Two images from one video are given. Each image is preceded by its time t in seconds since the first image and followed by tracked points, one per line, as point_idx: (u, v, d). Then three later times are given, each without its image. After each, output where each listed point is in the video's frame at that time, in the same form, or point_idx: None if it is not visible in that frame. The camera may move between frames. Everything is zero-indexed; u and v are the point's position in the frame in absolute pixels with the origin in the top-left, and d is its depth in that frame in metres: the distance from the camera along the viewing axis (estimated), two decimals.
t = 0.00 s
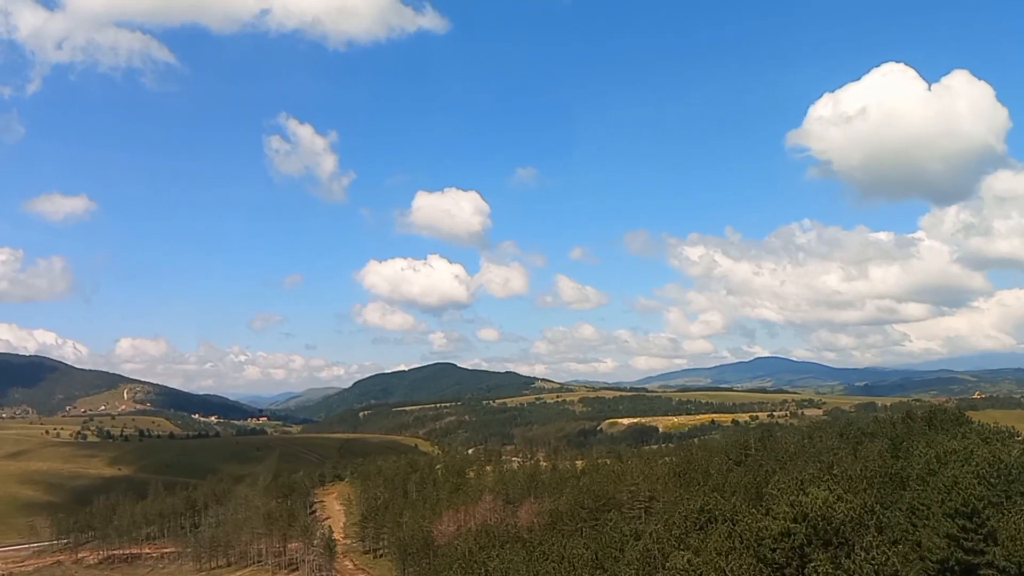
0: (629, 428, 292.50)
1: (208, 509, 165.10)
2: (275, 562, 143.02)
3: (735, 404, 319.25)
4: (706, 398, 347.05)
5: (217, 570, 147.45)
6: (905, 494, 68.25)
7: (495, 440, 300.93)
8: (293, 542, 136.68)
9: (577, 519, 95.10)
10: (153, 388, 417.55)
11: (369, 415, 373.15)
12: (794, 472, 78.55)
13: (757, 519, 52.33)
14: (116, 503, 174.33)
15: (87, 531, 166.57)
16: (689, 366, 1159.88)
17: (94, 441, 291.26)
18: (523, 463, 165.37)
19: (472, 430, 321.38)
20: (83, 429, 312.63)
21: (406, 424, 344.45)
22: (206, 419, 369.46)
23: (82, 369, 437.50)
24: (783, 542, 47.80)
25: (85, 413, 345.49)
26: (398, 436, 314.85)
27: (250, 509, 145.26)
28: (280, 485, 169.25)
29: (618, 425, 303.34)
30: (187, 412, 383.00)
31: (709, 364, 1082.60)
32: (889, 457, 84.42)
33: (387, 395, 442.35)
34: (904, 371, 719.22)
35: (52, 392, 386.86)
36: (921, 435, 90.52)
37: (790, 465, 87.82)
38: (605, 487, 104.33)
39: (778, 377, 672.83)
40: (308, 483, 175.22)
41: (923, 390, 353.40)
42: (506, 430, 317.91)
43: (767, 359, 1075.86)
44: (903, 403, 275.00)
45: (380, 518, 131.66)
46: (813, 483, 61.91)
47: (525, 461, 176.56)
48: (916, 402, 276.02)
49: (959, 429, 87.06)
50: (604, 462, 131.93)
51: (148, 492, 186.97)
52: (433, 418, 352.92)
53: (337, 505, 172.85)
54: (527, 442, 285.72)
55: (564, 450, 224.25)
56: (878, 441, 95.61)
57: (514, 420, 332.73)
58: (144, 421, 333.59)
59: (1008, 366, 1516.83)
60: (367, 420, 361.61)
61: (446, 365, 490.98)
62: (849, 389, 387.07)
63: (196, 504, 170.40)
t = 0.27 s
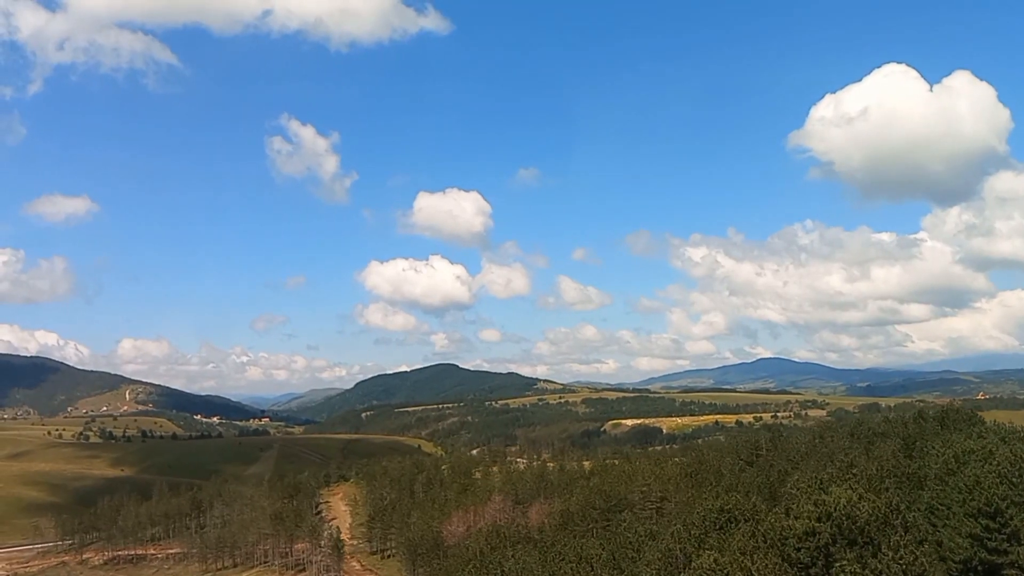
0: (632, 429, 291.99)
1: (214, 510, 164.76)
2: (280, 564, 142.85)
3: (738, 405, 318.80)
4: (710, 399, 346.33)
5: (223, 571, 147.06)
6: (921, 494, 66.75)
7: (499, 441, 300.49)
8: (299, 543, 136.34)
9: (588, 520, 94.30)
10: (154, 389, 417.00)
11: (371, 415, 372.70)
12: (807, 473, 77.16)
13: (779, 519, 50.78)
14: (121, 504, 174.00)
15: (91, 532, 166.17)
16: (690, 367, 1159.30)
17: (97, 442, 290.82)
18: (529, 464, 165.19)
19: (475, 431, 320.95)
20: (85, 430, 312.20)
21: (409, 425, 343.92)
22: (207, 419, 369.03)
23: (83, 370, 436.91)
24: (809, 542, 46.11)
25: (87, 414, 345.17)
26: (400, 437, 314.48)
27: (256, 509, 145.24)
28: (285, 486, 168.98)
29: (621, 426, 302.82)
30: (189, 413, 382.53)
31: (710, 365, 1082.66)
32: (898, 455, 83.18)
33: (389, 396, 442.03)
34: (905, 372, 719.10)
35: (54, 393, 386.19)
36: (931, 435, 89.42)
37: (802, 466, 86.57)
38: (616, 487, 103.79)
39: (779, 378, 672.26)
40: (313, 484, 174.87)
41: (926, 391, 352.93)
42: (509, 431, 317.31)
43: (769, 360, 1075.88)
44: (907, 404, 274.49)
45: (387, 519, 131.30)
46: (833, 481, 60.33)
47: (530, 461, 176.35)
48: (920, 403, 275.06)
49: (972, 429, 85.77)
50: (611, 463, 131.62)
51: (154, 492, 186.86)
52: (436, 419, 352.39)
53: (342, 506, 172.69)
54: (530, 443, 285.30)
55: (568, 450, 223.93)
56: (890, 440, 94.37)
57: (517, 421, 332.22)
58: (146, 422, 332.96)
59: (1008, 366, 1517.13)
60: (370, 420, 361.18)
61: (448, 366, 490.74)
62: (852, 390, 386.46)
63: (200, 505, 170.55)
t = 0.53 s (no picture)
0: (635, 430, 291.74)
1: (218, 510, 164.39)
2: (286, 565, 142.54)
3: (740, 406, 318.73)
4: (712, 400, 346.20)
5: (228, 572, 146.70)
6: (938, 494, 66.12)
7: (500, 442, 300.31)
8: (305, 544, 136.06)
9: (598, 520, 93.81)
10: (155, 390, 416.37)
11: (373, 416, 372.38)
12: (820, 473, 76.62)
13: (801, 519, 50.05)
14: (124, 505, 173.69)
15: (95, 532, 165.67)
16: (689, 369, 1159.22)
17: (98, 443, 290.27)
18: (534, 465, 165.08)
19: (477, 432, 320.77)
20: (86, 430, 311.75)
21: (411, 426, 343.59)
22: (208, 420, 368.61)
23: (84, 371, 436.31)
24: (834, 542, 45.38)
25: (88, 415, 344.65)
26: (402, 438, 314.28)
27: (261, 510, 144.94)
28: (290, 486, 168.74)
29: (623, 427, 302.62)
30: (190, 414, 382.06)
31: (710, 367, 1083.16)
32: (910, 454, 82.74)
33: (390, 397, 441.91)
34: (905, 374, 719.66)
35: (54, 393, 385.59)
36: (942, 435, 88.98)
37: (814, 466, 86.03)
38: (626, 488, 103.43)
39: (780, 380, 672.71)
40: (318, 485, 174.64)
41: (927, 392, 353.09)
42: (511, 432, 317.05)
43: (768, 362, 1075.94)
44: (910, 405, 274.47)
45: (394, 519, 131.02)
46: (851, 480, 59.66)
47: (535, 462, 176.26)
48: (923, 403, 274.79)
49: (984, 429, 85.36)
50: (619, 464, 131.46)
51: (157, 493, 186.57)
52: (437, 420, 352.17)
53: (347, 507, 172.43)
54: (532, 444, 285.21)
55: (571, 451, 223.98)
56: (901, 439, 93.99)
57: (519, 422, 332.15)
58: (147, 423, 332.41)
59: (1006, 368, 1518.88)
60: (371, 421, 360.90)
61: (449, 367, 490.61)
62: (853, 391, 386.64)
63: (204, 505, 170.19)
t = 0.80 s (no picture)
0: (635, 431, 291.93)
1: (220, 511, 164.01)
2: (290, 566, 142.18)
3: (741, 407, 319.10)
4: (712, 401, 346.54)
5: (232, 573, 146.35)
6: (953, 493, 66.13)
7: (501, 443, 300.24)
8: (309, 544, 135.82)
9: (608, 520, 93.78)
10: (154, 391, 415.40)
11: (373, 417, 372.14)
12: (832, 473, 76.64)
13: (822, 518, 49.97)
14: (126, 505, 173.30)
15: (97, 533, 165.15)
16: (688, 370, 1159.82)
17: (97, 443, 289.52)
18: (538, 465, 165.14)
19: (477, 433, 320.74)
20: (85, 431, 310.99)
21: (411, 427, 343.37)
22: (208, 421, 367.94)
23: (83, 372, 435.29)
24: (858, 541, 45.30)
25: (87, 416, 343.79)
26: (403, 439, 314.12)
27: (265, 511, 144.67)
28: (293, 486, 168.51)
29: (624, 428, 302.78)
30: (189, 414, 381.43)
31: (708, 368, 1084.47)
32: (922, 453, 82.84)
33: (390, 397, 441.94)
34: (903, 375, 720.95)
35: (53, 394, 384.57)
36: (953, 435, 89.07)
37: (824, 466, 86.14)
38: (634, 487, 103.46)
39: (779, 381, 673.73)
40: (321, 485, 174.42)
41: (927, 393, 353.86)
42: (512, 433, 317.04)
43: (766, 363, 1077.63)
44: (910, 405, 275.04)
45: (399, 520, 130.99)
46: (869, 479, 59.59)
47: (538, 463, 176.40)
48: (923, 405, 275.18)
49: (994, 429, 85.54)
50: (625, 464, 131.52)
51: (159, 493, 186.19)
52: (438, 421, 352.06)
53: (350, 507, 172.25)
54: (533, 444, 285.22)
55: (573, 451, 224.03)
56: (910, 438, 94.14)
57: (519, 423, 332.22)
58: (147, 424, 331.67)
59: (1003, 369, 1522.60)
60: (372, 422, 360.61)
61: (449, 368, 490.57)
62: (852, 392, 387.34)
63: (207, 506, 169.87)
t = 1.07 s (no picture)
0: (636, 430, 292.11)
1: (223, 510, 163.83)
2: (294, 565, 142.02)
3: (741, 407, 319.46)
4: (712, 400, 346.73)
5: (235, 571, 146.15)
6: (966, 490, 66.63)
7: (502, 442, 300.31)
8: (313, 543, 135.68)
9: (617, 519, 94.04)
10: (153, 390, 414.66)
11: (373, 416, 371.90)
12: (844, 471, 77.08)
13: (842, 516, 50.33)
14: (128, 504, 173.05)
15: (99, 532, 164.79)
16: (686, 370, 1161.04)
17: (97, 442, 288.85)
18: (541, 464, 165.29)
19: (477, 432, 320.80)
20: (85, 430, 310.34)
21: (411, 426, 343.20)
22: (208, 420, 367.40)
23: (81, 370, 434.30)
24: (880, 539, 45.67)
25: (87, 414, 343.14)
26: (403, 438, 313.95)
27: (269, 510, 144.46)
28: (297, 485, 168.39)
29: (625, 427, 302.99)
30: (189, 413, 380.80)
31: (706, 367, 1085.69)
32: (932, 451, 83.30)
33: (389, 397, 441.64)
34: (901, 375, 722.56)
35: (52, 393, 383.68)
36: (961, 434, 89.59)
37: (834, 464, 86.61)
38: (643, 485, 103.71)
39: (777, 381, 674.75)
40: (324, 484, 174.33)
41: (926, 392, 354.58)
42: (512, 432, 317.12)
43: (765, 363, 1079.18)
44: (910, 405, 275.62)
45: (404, 519, 130.91)
46: (885, 477, 59.97)
47: (541, 462, 176.53)
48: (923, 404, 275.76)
49: (1004, 427, 86.02)
50: (631, 463, 131.72)
51: (160, 492, 185.95)
52: (438, 420, 352.02)
53: (353, 506, 172.19)
54: (534, 443, 285.30)
55: (575, 450, 224.16)
56: (919, 436, 94.62)
57: (519, 422, 332.30)
58: (146, 422, 331.00)
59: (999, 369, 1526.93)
60: (372, 421, 360.37)
61: (448, 367, 490.48)
62: (852, 392, 387.98)
63: (209, 505, 169.52)
